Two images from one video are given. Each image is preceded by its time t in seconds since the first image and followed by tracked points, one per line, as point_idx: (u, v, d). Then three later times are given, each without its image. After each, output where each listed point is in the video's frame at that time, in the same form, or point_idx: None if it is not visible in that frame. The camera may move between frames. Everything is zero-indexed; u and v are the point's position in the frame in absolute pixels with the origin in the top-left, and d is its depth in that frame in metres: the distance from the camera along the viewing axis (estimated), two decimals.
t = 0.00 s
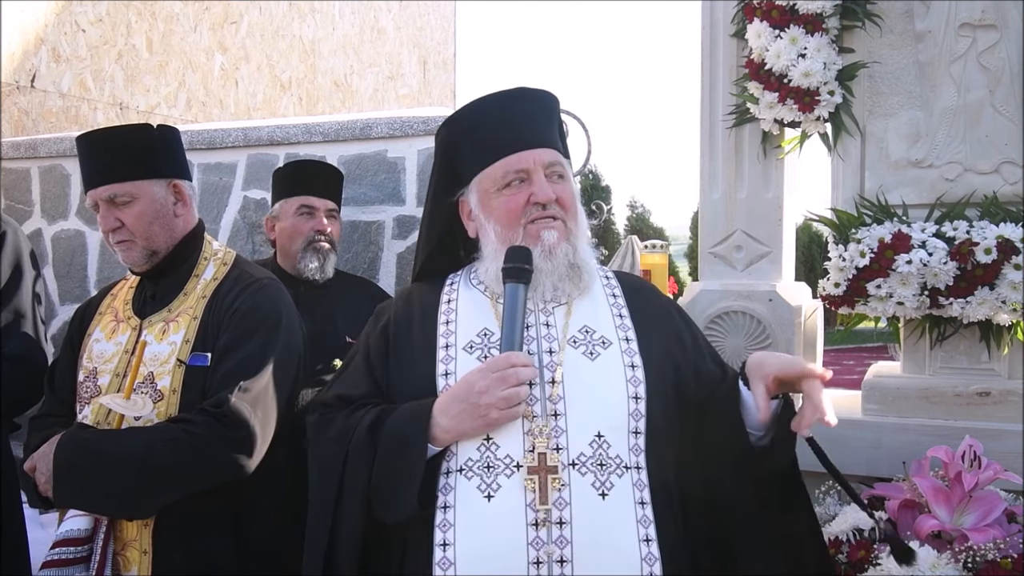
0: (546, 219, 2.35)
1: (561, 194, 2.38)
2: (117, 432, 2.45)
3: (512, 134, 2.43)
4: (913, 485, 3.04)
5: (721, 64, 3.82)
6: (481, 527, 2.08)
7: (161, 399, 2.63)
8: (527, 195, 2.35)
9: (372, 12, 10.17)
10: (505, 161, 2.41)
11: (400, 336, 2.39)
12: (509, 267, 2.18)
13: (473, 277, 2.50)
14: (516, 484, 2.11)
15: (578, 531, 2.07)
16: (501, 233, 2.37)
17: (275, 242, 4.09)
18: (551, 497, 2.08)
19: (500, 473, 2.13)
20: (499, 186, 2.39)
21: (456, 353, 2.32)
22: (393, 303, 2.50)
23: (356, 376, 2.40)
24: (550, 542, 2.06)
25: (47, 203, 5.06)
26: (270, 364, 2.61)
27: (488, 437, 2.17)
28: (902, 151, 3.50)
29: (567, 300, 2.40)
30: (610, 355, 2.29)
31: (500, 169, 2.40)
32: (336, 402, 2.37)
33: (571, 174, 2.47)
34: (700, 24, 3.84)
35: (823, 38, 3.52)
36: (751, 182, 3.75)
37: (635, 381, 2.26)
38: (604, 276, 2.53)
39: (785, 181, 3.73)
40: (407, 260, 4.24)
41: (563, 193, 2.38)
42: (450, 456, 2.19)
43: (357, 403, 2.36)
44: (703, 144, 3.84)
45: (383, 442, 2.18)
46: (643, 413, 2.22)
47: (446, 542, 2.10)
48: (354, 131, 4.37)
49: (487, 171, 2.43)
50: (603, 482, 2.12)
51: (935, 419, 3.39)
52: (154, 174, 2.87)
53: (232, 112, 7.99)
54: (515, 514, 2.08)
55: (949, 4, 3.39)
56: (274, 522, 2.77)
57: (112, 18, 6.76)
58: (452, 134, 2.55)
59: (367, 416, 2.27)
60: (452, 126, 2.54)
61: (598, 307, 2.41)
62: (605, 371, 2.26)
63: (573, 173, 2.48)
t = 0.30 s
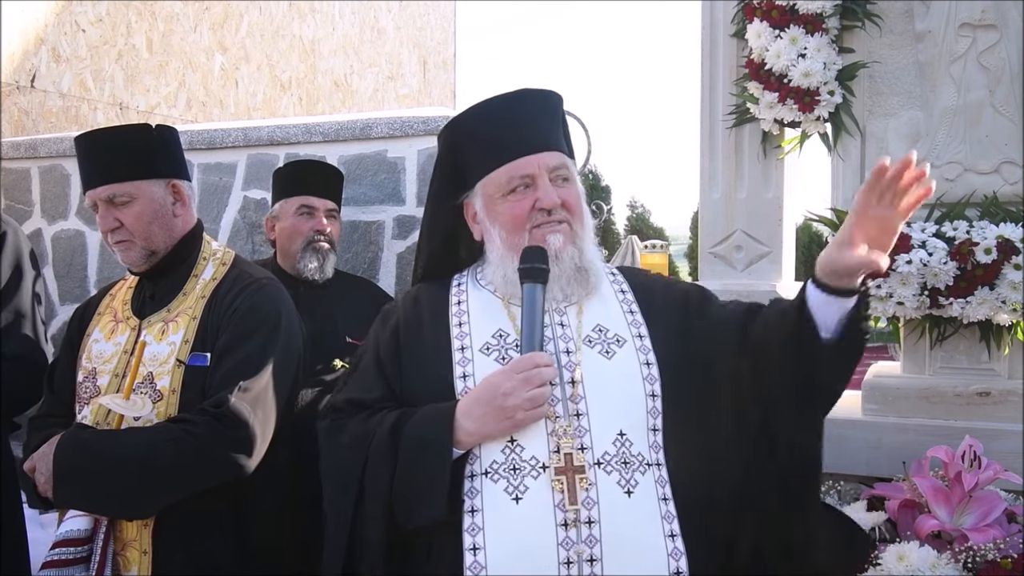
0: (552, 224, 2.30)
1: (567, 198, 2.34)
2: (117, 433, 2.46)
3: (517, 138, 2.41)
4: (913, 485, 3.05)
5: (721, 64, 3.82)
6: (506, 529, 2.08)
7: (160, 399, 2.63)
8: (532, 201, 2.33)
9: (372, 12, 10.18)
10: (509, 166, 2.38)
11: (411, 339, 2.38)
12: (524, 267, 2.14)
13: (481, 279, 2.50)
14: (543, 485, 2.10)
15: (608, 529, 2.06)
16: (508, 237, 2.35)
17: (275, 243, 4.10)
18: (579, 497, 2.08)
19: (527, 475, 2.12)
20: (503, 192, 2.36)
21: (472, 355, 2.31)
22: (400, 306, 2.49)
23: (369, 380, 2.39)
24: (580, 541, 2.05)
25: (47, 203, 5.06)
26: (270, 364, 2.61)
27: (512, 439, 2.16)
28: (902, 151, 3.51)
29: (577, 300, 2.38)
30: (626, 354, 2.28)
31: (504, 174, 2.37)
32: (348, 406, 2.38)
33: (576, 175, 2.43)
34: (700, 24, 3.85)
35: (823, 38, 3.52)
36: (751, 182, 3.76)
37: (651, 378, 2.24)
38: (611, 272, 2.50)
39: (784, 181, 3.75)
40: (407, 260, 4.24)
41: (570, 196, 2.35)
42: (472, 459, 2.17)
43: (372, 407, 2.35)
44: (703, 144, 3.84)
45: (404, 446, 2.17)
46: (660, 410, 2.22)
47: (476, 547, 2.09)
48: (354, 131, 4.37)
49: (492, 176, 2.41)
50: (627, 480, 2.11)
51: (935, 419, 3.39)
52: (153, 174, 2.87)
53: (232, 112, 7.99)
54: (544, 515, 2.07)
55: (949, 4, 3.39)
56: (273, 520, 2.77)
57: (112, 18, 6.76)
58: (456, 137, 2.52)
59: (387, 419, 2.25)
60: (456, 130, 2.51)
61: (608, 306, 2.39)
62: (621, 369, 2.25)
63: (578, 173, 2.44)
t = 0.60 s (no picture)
0: (560, 231, 2.28)
1: (574, 203, 2.31)
2: (113, 433, 2.46)
3: (520, 147, 2.37)
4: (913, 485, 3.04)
5: (721, 64, 3.83)
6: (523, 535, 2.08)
7: (158, 399, 2.63)
8: (539, 207, 2.30)
9: (372, 11, 10.18)
10: (516, 172, 2.35)
11: (422, 343, 2.38)
12: (531, 271, 2.11)
13: (488, 280, 2.49)
14: (558, 490, 2.11)
15: (624, 534, 2.07)
16: (516, 244, 2.33)
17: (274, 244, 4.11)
18: (596, 502, 2.08)
19: (542, 480, 2.12)
20: (510, 198, 2.33)
21: (482, 359, 2.32)
22: (406, 309, 2.48)
23: (378, 383, 2.37)
24: (597, 546, 2.06)
25: (47, 203, 5.06)
26: (266, 364, 2.60)
27: (525, 444, 2.16)
28: (902, 151, 3.51)
29: (584, 303, 2.35)
30: (636, 352, 2.26)
31: (511, 180, 2.34)
32: (359, 412, 2.35)
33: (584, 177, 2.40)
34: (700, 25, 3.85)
35: (823, 39, 3.53)
36: (751, 183, 3.77)
37: (661, 376, 2.23)
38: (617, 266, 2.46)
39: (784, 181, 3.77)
40: (407, 260, 4.25)
41: (577, 201, 2.31)
42: (486, 465, 2.17)
43: (383, 412, 2.33)
44: (703, 145, 3.84)
45: (416, 451, 2.16)
46: (674, 409, 2.20)
47: (493, 554, 2.09)
48: (354, 131, 4.36)
49: (497, 181, 2.37)
50: (642, 482, 2.11)
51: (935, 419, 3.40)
52: (151, 174, 2.87)
53: (232, 112, 7.99)
54: (560, 521, 2.08)
55: (948, 4, 3.40)
56: (272, 519, 2.75)
57: (112, 18, 6.76)
58: (459, 140, 2.48)
59: (398, 428, 2.23)
60: (460, 132, 2.48)
61: (617, 302, 2.36)
62: (634, 369, 2.24)
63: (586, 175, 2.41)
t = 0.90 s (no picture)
0: (572, 240, 2.29)
1: (586, 211, 2.31)
2: (112, 433, 2.46)
3: (528, 152, 2.36)
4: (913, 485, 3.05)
5: (721, 64, 3.83)
6: (529, 543, 2.08)
7: (156, 398, 2.63)
8: (551, 217, 2.30)
9: (372, 11, 10.18)
10: (528, 180, 2.34)
11: (428, 347, 2.38)
12: (540, 278, 2.09)
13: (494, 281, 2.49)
14: (565, 502, 2.11)
15: (630, 547, 2.07)
16: (527, 253, 2.34)
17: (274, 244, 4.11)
18: (602, 514, 2.08)
19: (548, 491, 2.12)
20: (522, 207, 2.34)
21: (490, 365, 2.32)
22: (413, 307, 2.48)
23: (384, 388, 2.36)
24: (603, 558, 2.06)
25: (47, 203, 5.06)
26: (264, 363, 2.60)
27: (532, 455, 2.16)
28: (902, 151, 3.51)
29: (592, 311, 2.34)
30: (644, 360, 2.27)
31: (523, 190, 2.34)
32: (364, 416, 2.34)
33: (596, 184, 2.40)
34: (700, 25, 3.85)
35: (823, 38, 3.53)
36: (751, 183, 3.77)
37: (669, 387, 2.24)
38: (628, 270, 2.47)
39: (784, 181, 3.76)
40: (407, 260, 4.24)
41: (589, 209, 2.32)
42: (492, 475, 2.18)
43: (388, 417, 2.32)
44: (703, 145, 3.84)
45: (424, 457, 2.17)
46: (680, 420, 2.22)
47: (499, 565, 2.09)
48: (354, 131, 4.36)
49: (508, 190, 2.37)
50: (649, 494, 2.12)
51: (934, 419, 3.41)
52: (149, 173, 2.87)
53: (232, 112, 7.99)
54: (566, 533, 2.07)
55: (948, 4, 3.40)
56: (271, 520, 2.75)
57: (112, 18, 6.76)
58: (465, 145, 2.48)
59: (405, 434, 2.23)
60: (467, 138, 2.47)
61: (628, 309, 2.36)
62: (642, 378, 2.25)
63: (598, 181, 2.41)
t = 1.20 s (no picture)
0: (578, 249, 2.28)
1: (594, 219, 2.30)
2: (113, 433, 2.46)
3: (536, 154, 2.33)
4: (913, 485, 3.05)
5: (721, 64, 3.83)
6: (518, 551, 2.09)
7: (157, 398, 2.63)
8: (557, 224, 2.28)
9: (372, 12, 10.18)
10: (534, 187, 2.31)
11: (430, 350, 2.39)
12: (540, 290, 2.08)
13: (500, 283, 2.48)
14: (555, 515, 2.10)
15: (619, 562, 2.06)
16: (531, 258, 2.33)
17: (275, 243, 4.11)
18: (592, 530, 2.08)
19: (539, 503, 2.12)
20: (528, 214, 2.31)
21: (489, 373, 2.32)
22: (419, 308, 2.48)
23: (387, 391, 2.37)
24: (591, 573, 2.06)
25: (47, 203, 5.06)
26: (264, 363, 2.60)
27: (525, 466, 2.15)
28: (902, 151, 3.51)
29: (596, 321, 2.34)
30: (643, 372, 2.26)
31: (528, 196, 2.31)
32: (367, 418, 2.34)
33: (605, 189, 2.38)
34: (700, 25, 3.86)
35: (823, 38, 3.52)
36: (751, 183, 3.77)
37: (669, 400, 2.22)
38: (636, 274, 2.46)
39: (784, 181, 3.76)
40: (408, 260, 4.24)
41: (596, 216, 2.30)
42: (486, 484, 2.18)
43: (388, 420, 2.33)
44: (703, 145, 3.84)
45: (421, 460, 2.17)
46: (679, 434, 2.21)
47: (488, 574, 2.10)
48: (354, 131, 4.36)
49: (513, 195, 2.34)
50: (641, 510, 2.11)
51: (935, 419, 3.41)
52: (149, 173, 2.87)
53: (232, 112, 7.99)
54: (555, 545, 2.08)
55: (948, 4, 3.40)
56: (274, 518, 2.75)
57: (112, 18, 6.77)
58: (468, 149, 2.46)
59: (403, 437, 2.23)
60: (469, 142, 2.45)
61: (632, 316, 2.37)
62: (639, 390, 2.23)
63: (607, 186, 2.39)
